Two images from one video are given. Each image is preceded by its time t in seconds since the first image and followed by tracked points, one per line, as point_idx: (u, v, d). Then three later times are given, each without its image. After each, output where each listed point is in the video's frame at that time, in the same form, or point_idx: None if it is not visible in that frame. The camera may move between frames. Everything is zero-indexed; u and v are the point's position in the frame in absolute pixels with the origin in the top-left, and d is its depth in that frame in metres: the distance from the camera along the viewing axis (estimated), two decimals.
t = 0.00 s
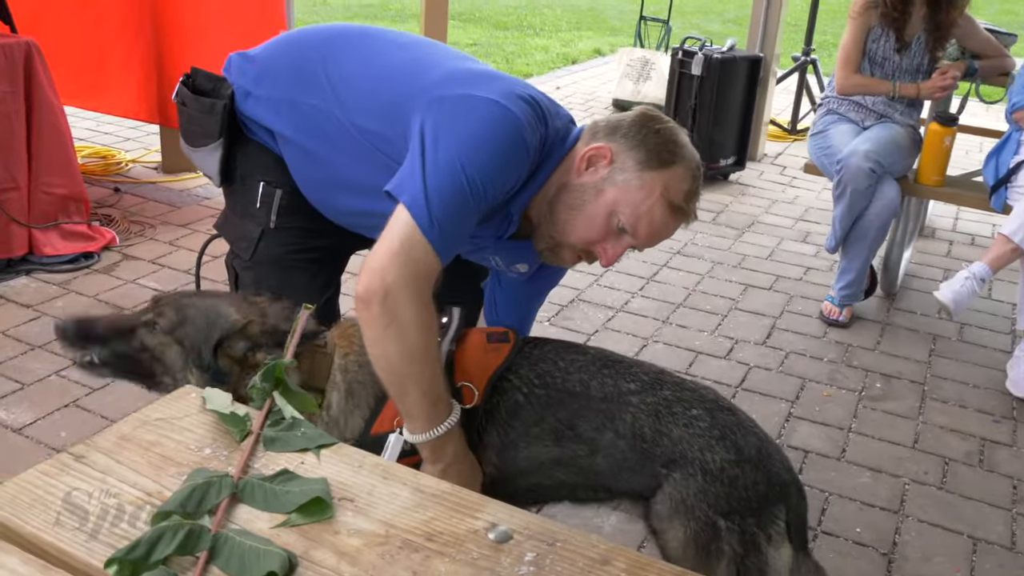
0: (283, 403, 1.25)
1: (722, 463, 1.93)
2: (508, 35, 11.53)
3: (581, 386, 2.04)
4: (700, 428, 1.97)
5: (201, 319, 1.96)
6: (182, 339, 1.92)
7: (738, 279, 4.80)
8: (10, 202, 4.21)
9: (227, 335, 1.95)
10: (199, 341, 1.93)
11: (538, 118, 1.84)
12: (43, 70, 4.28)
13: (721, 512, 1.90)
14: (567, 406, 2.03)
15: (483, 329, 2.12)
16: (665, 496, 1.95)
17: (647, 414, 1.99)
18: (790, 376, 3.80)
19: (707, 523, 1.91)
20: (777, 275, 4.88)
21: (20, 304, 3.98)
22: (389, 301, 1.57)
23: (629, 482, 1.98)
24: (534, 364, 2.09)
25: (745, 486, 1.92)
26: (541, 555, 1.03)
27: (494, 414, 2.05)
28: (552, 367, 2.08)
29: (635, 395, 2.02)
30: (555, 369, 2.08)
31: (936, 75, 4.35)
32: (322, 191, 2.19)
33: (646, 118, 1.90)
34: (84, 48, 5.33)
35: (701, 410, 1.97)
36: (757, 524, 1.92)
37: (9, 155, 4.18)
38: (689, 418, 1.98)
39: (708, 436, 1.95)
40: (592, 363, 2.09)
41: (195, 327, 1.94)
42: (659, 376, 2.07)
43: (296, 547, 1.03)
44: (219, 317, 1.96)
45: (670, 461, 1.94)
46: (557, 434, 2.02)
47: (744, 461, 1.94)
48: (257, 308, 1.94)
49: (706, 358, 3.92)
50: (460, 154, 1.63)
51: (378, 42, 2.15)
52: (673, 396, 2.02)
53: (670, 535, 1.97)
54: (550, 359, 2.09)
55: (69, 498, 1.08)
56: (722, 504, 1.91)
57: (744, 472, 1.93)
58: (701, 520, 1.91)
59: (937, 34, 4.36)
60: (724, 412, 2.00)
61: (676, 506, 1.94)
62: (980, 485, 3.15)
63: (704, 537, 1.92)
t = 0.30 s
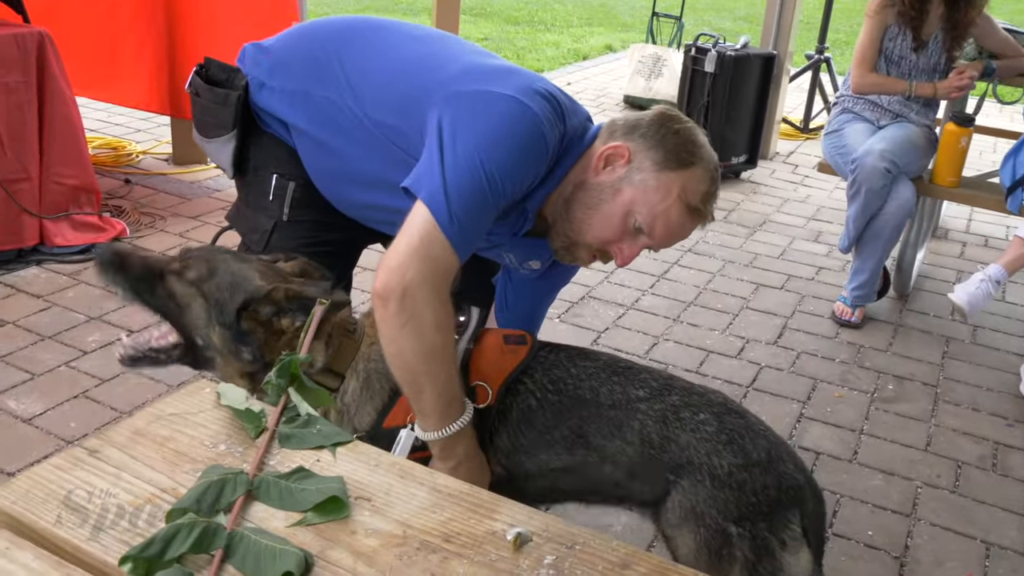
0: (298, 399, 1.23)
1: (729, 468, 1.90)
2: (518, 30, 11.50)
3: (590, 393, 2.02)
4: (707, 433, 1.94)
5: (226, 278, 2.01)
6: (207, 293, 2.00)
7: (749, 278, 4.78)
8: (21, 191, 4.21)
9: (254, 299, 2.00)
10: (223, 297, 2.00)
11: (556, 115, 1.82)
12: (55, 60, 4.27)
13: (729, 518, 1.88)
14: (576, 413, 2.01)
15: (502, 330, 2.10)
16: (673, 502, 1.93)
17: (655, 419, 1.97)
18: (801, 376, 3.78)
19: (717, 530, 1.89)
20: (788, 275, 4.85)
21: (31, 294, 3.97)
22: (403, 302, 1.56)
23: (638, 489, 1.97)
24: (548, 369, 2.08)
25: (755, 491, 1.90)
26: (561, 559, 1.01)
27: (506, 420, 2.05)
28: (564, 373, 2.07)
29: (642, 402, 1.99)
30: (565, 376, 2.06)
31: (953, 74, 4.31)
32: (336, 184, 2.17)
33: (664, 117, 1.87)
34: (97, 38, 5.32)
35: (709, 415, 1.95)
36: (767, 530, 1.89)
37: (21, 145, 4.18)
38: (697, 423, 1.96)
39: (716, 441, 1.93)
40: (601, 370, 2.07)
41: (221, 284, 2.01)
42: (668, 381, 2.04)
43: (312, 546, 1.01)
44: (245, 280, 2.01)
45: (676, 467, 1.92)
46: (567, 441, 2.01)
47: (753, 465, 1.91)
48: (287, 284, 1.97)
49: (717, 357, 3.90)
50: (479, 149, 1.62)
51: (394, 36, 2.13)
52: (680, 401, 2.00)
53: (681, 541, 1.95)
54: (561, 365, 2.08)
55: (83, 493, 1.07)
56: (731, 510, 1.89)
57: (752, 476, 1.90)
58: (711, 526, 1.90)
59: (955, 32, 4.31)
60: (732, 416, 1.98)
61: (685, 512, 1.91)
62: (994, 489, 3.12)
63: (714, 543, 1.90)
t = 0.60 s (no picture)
0: (310, 396, 1.23)
1: (740, 467, 1.89)
2: (530, 29, 11.49)
3: (601, 390, 2.00)
4: (719, 431, 1.93)
5: (221, 283, 2.03)
6: (204, 302, 2.02)
7: (760, 278, 4.76)
8: (34, 186, 4.22)
9: (249, 298, 2.00)
10: (222, 302, 2.01)
11: (569, 113, 1.81)
12: (68, 55, 4.28)
13: (739, 517, 1.87)
14: (588, 409, 2.00)
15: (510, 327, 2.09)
16: (683, 499, 1.93)
17: (665, 416, 1.96)
18: (812, 377, 3.77)
19: (725, 528, 1.89)
20: (800, 275, 4.83)
21: (42, 289, 3.99)
22: (415, 297, 1.55)
23: (648, 485, 1.96)
24: (556, 368, 2.04)
25: (765, 491, 1.88)
26: (574, 558, 1.01)
27: (513, 416, 2.03)
28: (574, 368, 2.04)
29: (653, 398, 1.98)
30: (575, 371, 2.03)
31: (969, 75, 4.28)
32: (348, 180, 2.17)
33: (679, 117, 1.86)
34: (110, 33, 5.33)
35: (720, 413, 1.93)
36: (777, 528, 1.88)
37: (33, 139, 4.18)
38: (708, 421, 1.94)
39: (727, 440, 1.91)
40: (611, 364, 2.05)
41: (216, 290, 2.02)
42: (679, 377, 2.02)
43: (324, 543, 1.01)
44: (239, 280, 2.02)
45: (687, 465, 1.91)
46: (576, 437, 2.00)
47: (764, 464, 1.90)
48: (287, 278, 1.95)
49: (727, 357, 3.89)
50: (493, 147, 1.61)
51: (408, 34, 2.13)
52: (693, 398, 1.98)
53: (690, 538, 1.94)
54: (571, 360, 2.05)
55: (95, 488, 1.07)
56: (740, 509, 1.88)
57: (763, 475, 1.89)
58: (720, 524, 1.89)
59: (971, 33, 4.27)
60: (744, 414, 1.96)
61: (694, 510, 1.92)
62: (1006, 492, 3.10)
63: (723, 542, 1.89)
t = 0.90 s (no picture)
0: (319, 392, 1.23)
1: (741, 471, 1.89)
2: (537, 29, 11.49)
3: (603, 393, 2.00)
4: (720, 435, 1.92)
5: (236, 276, 2.02)
6: (226, 299, 2.01)
7: (767, 278, 4.75)
8: (42, 182, 4.23)
9: (267, 287, 2.00)
10: (242, 295, 2.00)
11: (573, 108, 1.79)
12: (77, 52, 4.29)
13: (740, 521, 1.87)
14: (590, 412, 2.00)
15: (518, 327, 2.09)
16: (684, 503, 1.93)
17: (666, 420, 1.95)
18: (819, 378, 3.76)
19: (726, 532, 1.89)
20: (807, 276, 4.82)
21: (49, 285, 4.00)
22: (428, 303, 1.56)
23: (649, 487, 1.96)
24: (561, 372, 2.03)
25: (766, 495, 1.88)
26: (583, 554, 1.00)
27: (517, 417, 2.03)
28: (577, 369, 2.04)
29: (654, 401, 1.97)
30: (579, 374, 2.03)
31: (978, 76, 4.28)
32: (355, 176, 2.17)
33: (686, 119, 1.83)
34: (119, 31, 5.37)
35: (721, 417, 1.93)
36: (777, 534, 1.88)
37: (42, 135, 4.19)
38: (709, 424, 1.94)
39: (728, 444, 1.91)
40: (614, 368, 2.04)
41: (236, 286, 2.01)
42: (681, 380, 2.02)
43: (333, 538, 1.01)
44: (245, 277, 2.02)
45: (688, 469, 1.90)
46: (579, 440, 2.00)
47: (765, 469, 1.90)
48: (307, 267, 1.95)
49: (734, 357, 3.88)
50: (497, 144, 1.60)
51: (415, 29, 2.12)
52: (694, 401, 1.98)
53: (692, 541, 1.94)
54: (575, 363, 2.05)
55: (105, 481, 1.07)
56: (741, 513, 1.88)
57: (764, 480, 1.89)
58: (721, 528, 1.89)
59: (980, 34, 4.26)
60: (746, 418, 1.96)
61: (696, 514, 1.91)
62: (1013, 494, 3.10)
63: (724, 545, 1.89)
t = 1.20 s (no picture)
0: (330, 389, 1.23)
1: (757, 473, 1.88)
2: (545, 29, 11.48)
3: (619, 390, 2.01)
4: (737, 436, 1.92)
5: (256, 265, 2.03)
6: (238, 283, 2.04)
7: (775, 278, 4.75)
8: (52, 179, 4.25)
9: (285, 282, 2.00)
10: (255, 285, 2.02)
11: (554, 68, 1.64)
12: (87, 49, 4.30)
13: (755, 524, 1.86)
14: (605, 410, 2.00)
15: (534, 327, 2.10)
16: (699, 504, 1.92)
17: (683, 421, 1.95)
18: (827, 379, 3.75)
19: (741, 534, 1.88)
20: (815, 276, 4.82)
21: (59, 282, 4.01)
22: (431, 288, 1.56)
23: (663, 488, 1.96)
24: (582, 363, 2.05)
25: (782, 499, 1.88)
26: (593, 554, 1.00)
27: (534, 411, 2.03)
28: (596, 367, 2.04)
29: (670, 401, 1.98)
30: (597, 369, 2.04)
31: (987, 76, 4.27)
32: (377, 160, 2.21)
33: (683, 57, 1.55)
34: (131, 28, 5.37)
35: (739, 419, 1.93)
36: (792, 537, 1.88)
37: (52, 133, 4.21)
38: (726, 426, 1.94)
39: (745, 446, 1.91)
40: (631, 366, 2.05)
41: (250, 271, 2.03)
42: (698, 382, 2.02)
43: (344, 536, 1.01)
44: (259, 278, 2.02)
45: (704, 470, 1.90)
46: (595, 438, 2.00)
47: (781, 471, 1.89)
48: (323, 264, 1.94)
49: (742, 357, 3.88)
50: (471, 125, 1.53)
51: None
52: (711, 403, 1.98)
53: (705, 544, 1.94)
54: (594, 359, 2.05)
55: (117, 478, 1.07)
56: (756, 516, 1.87)
57: (780, 482, 1.89)
58: (735, 530, 1.88)
59: (990, 34, 4.24)
60: (762, 421, 1.95)
61: (710, 516, 1.90)
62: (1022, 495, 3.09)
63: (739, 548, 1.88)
